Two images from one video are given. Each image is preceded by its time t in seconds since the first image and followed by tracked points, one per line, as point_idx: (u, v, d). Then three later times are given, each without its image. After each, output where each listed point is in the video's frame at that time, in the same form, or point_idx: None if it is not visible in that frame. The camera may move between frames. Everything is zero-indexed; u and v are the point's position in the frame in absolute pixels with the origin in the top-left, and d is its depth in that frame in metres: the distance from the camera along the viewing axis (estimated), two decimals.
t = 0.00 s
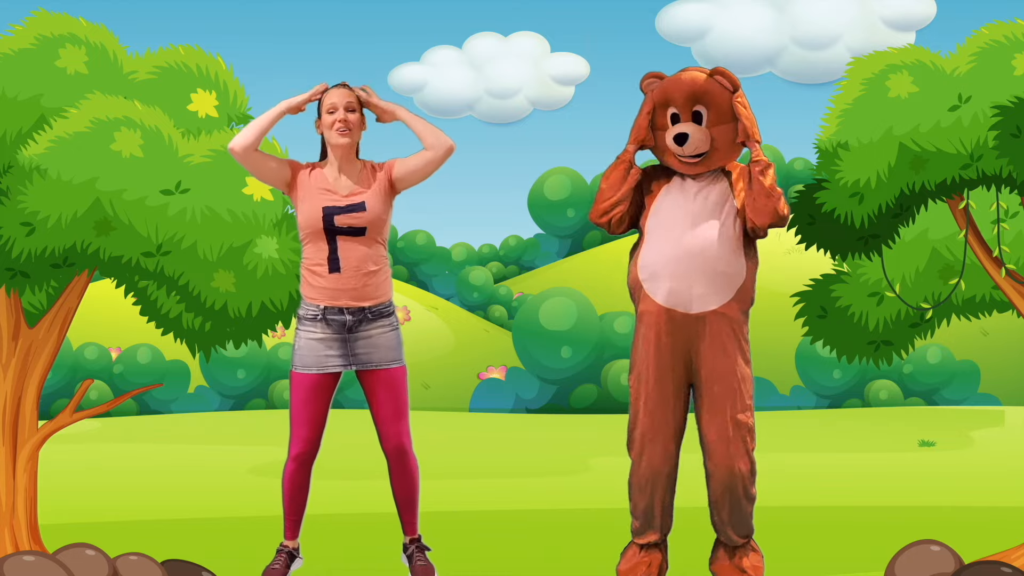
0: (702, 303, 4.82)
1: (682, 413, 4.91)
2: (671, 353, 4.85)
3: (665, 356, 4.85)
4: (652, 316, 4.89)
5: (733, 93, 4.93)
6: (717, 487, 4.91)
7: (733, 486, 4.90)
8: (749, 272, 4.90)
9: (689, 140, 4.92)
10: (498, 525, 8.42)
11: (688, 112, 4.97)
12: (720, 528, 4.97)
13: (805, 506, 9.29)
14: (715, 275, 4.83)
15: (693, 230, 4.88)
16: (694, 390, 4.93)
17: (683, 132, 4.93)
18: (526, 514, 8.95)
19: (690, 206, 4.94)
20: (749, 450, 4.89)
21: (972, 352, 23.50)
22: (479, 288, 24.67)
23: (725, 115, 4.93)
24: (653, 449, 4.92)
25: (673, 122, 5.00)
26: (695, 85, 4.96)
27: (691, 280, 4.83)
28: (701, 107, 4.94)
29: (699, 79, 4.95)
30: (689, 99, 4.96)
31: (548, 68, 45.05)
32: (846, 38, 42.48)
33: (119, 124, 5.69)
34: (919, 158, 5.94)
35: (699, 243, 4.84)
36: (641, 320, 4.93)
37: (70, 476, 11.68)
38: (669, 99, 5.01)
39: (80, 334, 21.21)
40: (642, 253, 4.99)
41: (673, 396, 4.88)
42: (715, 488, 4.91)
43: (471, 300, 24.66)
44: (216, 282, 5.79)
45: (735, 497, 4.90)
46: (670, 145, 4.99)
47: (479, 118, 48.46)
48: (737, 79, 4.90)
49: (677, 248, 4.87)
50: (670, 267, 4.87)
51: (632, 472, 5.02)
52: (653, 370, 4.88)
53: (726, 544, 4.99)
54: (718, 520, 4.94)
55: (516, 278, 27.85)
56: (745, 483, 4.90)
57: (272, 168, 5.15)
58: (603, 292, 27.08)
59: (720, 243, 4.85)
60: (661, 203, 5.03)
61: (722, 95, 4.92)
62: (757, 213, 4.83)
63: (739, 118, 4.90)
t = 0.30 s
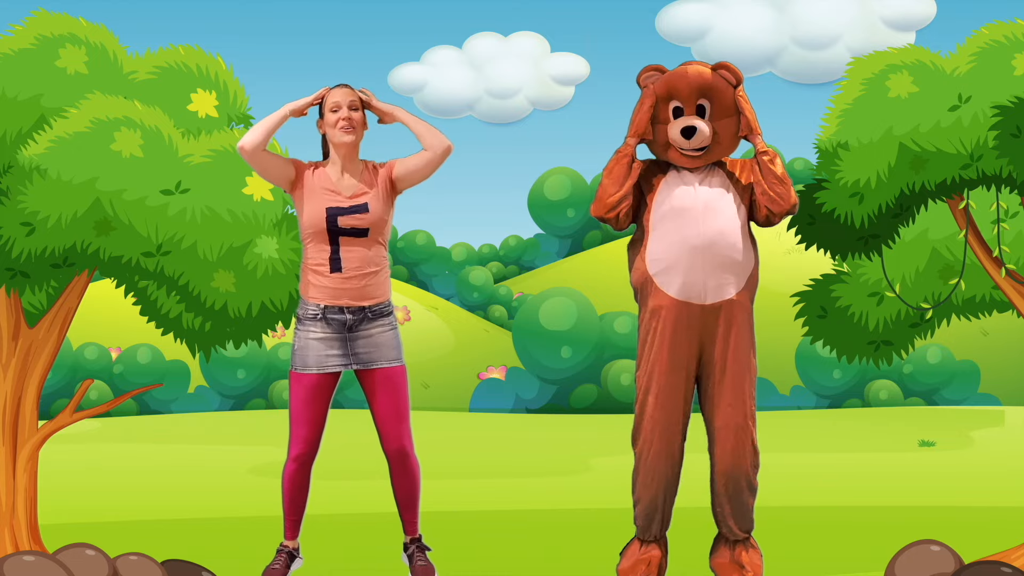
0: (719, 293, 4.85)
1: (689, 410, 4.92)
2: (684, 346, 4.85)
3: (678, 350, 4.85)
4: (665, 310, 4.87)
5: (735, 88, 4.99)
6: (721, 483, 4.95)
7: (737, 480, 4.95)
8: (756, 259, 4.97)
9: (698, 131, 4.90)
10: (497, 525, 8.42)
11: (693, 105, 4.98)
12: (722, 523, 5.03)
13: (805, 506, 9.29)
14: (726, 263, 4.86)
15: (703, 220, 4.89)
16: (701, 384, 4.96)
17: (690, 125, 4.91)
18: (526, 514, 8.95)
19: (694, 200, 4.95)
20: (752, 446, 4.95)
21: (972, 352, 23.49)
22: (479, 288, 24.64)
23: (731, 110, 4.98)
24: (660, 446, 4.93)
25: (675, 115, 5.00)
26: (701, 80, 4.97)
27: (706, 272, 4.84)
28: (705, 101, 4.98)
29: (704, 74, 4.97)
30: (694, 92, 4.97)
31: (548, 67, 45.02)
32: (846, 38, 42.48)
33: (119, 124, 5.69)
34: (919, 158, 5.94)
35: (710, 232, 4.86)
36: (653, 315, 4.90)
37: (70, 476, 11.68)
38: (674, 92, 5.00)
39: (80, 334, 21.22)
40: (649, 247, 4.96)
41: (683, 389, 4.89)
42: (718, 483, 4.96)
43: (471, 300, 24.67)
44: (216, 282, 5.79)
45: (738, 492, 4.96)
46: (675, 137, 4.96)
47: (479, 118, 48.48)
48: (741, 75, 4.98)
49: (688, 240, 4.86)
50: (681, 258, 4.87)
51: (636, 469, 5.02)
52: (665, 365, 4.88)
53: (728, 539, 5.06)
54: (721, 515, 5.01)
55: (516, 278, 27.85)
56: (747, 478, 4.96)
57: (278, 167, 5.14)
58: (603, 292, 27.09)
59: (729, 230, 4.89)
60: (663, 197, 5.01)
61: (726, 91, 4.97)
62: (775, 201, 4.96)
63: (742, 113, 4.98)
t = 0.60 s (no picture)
0: (723, 302, 4.86)
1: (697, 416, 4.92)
2: (691, 354, 4.86)
3: (684, 358, 4.86)
4: (671, 321, 4.88)
5: (733, 94, 5.00)
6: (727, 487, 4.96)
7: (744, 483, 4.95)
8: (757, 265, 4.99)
9: (699, 138, 4.89)
10: (497, 525, 8.42)
11: (693, 111, 4.96)
12: (723, 527, 5.06)
13: (805, 506, 9.29)
14: (729, 270, 4.86)
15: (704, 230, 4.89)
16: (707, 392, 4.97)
17: (690, 131, 4.89)
18: (526, 514, 8.95)
19: (694, 209, 4.94)
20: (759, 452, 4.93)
21: (972, 352, 23.49)
22: (479, 288, 24.62)
23: (730, 116, 4.98)
24: (670, 452, 4.89)
25: (675, 121, 4.98)
26: (701, 85, 4.95)
27: (710, 281, 4.84)
28: (704, 107, 4.97)
29: (705, 80, 4.94)
30: (695, 97, 4.95)
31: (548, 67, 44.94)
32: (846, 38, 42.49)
33: (119, 124, 5.69)
34: (919, 158, 5.94)
35: (711, 241, 4.86)
36: (659, 326, 4.91)
37: (70, 476, 11.68)
38: (674, 96, 4.98)
39: (80, 334, 21.22)
40: (651, 260, 4.95)
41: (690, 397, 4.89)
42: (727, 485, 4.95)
43: (471, 300, 24.68)
44: (216, 282, 5.79)
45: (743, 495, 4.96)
46: (675, 143, 4.94)
47: (478, 118, 48.47)
48: (740, 82, 4.99)
49: (690, 250, 4.86)
50: (683, 268, 4.87)
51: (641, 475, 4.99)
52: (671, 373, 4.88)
53: (729, 542, 5.08)
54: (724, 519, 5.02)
55: (516, 278, 27.89)
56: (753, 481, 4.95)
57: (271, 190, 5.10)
58: (603, 292, 27.10)
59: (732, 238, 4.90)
60: (662, 206, 5.01)
61: (726, 98, 4.97)
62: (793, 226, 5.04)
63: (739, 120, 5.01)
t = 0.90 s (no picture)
0: (698, 337, 4.87)
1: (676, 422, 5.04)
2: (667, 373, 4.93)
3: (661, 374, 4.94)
4: (645, 348, 4.94)
5: (731, 113, 4.96)
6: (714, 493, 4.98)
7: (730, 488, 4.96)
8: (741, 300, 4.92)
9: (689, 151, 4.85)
10: (498, 525, 8.42)
11: (688, 130, 4.93)
12: (719, 532, 5.04)
13: (805, 506, 9.28)
14: (706, 294, 4.85)
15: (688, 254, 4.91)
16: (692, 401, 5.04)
17: (684, 150, 4.88)
18: (526, 514, 8.96)
19: (679, 241, 4.90)
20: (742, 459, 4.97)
21: (972, 352, 23.49)
22: (479, 288, 24.63)
23: (726, 134, 4.93)
24: (651, 456, 4.99)
25: (670, 139, 4.96)
26: (696, 103, 4.94)
27: (686, 317, 4.86)
28: (699, 125, 4.94)
29: (699, 98, 4.94)
30: (690, 117, 4.93)
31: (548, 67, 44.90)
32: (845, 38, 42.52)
33: (119, 124, 5.69)
34: (919, 158, 5.93)
35: (690, 277, 4.84)
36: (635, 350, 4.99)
37: (70, 476, 11.68)
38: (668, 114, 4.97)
39: (80, 334, 21.23)
40: (634, 287, 4.98)
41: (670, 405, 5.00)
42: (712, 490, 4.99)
43: (471, 300, 24.65)
44: (216, 282, 5.78)
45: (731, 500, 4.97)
46: (669, 161, 4.92)
47: (479, 118, 48.50)
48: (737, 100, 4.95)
49: (670, 283, 4.87)
50: (660, 286, 4.90)
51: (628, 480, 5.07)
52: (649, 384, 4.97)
53: (725, 546, 5.05)
54: (716, 523, 5.02)
55: (516, 278, 27.91)
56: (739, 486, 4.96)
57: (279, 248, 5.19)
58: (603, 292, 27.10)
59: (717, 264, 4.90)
60: (650, 231, 4.98)
61: (722, 116, 4.93)
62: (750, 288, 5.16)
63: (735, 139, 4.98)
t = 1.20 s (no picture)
0: (698, 383, 4.85)
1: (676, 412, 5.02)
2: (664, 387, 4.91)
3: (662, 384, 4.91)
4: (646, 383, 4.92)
5: (729, 166, 4.54)
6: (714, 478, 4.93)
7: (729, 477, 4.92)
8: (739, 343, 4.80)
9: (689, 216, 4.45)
10: (498, 525, 8.42)
11: (684, 186, 4.53)
12: (719, 523, 5.02)
13: (805, 506, 9.28)
14: (716, 358, 4.78)
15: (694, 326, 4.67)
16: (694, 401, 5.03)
17: (679, 209, 4.45)
18: (526, 514, 8.96)
19: (679, 308, 4.65)
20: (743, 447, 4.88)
21: (972, 352, 23.49)
22: (479, 288, 24.61)
23: (727, 189, 4.52)
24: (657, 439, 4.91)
25: (665, 194, 4.59)
26: (694, 158, 4.52)
27: (688, 372, 4.81)
28: (697, 179, 4.53)
29: (697, 152, 4.51)
30: (686, 173, 4.51)
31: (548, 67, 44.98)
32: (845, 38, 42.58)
33: (119, 124, 5.69)
34: (919, 158, 5.93)
35: (693, 339, 4.70)
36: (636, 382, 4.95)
37: (70, 476, 11.69)
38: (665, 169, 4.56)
39: (80, 334, 21.23)
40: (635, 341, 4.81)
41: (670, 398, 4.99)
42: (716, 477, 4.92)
43: (471, 300, 24.63)
44: (215, 281, 5.78)
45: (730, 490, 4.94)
46: (664, 220, 4.53)
47: (479, 118, 48.57)
48: (735, 151, 4.54)
49: (673, 345, 4.73)
50: (667, 356, 4.77)
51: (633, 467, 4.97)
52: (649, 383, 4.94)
53: (726, 537, 5.03)
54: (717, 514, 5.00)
55: (516, 278, 27.92)
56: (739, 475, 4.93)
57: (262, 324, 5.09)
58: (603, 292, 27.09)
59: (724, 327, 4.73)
60: (647, 295, 4.70)
61: (721, 170, 4.52)
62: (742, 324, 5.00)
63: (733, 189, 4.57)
